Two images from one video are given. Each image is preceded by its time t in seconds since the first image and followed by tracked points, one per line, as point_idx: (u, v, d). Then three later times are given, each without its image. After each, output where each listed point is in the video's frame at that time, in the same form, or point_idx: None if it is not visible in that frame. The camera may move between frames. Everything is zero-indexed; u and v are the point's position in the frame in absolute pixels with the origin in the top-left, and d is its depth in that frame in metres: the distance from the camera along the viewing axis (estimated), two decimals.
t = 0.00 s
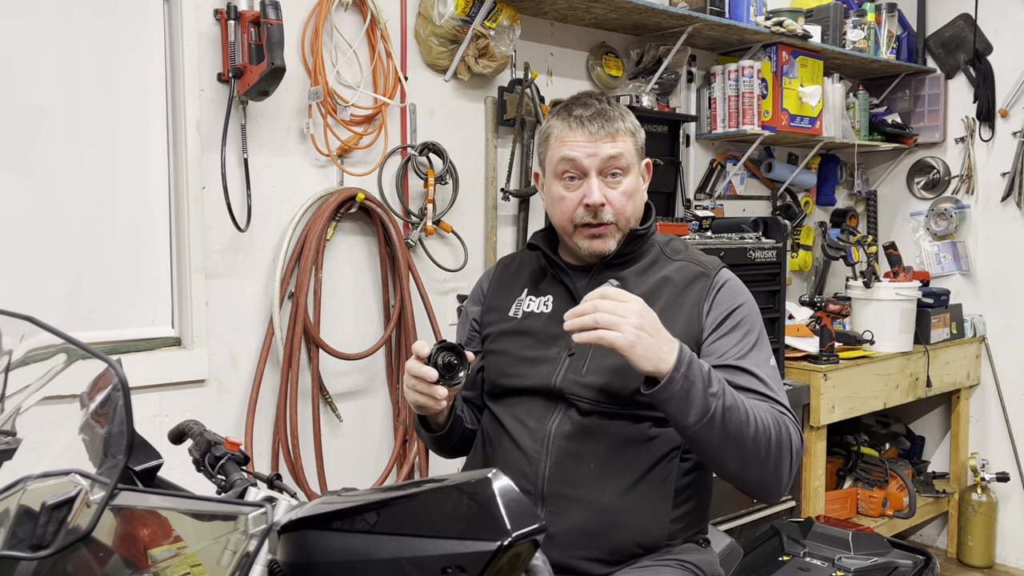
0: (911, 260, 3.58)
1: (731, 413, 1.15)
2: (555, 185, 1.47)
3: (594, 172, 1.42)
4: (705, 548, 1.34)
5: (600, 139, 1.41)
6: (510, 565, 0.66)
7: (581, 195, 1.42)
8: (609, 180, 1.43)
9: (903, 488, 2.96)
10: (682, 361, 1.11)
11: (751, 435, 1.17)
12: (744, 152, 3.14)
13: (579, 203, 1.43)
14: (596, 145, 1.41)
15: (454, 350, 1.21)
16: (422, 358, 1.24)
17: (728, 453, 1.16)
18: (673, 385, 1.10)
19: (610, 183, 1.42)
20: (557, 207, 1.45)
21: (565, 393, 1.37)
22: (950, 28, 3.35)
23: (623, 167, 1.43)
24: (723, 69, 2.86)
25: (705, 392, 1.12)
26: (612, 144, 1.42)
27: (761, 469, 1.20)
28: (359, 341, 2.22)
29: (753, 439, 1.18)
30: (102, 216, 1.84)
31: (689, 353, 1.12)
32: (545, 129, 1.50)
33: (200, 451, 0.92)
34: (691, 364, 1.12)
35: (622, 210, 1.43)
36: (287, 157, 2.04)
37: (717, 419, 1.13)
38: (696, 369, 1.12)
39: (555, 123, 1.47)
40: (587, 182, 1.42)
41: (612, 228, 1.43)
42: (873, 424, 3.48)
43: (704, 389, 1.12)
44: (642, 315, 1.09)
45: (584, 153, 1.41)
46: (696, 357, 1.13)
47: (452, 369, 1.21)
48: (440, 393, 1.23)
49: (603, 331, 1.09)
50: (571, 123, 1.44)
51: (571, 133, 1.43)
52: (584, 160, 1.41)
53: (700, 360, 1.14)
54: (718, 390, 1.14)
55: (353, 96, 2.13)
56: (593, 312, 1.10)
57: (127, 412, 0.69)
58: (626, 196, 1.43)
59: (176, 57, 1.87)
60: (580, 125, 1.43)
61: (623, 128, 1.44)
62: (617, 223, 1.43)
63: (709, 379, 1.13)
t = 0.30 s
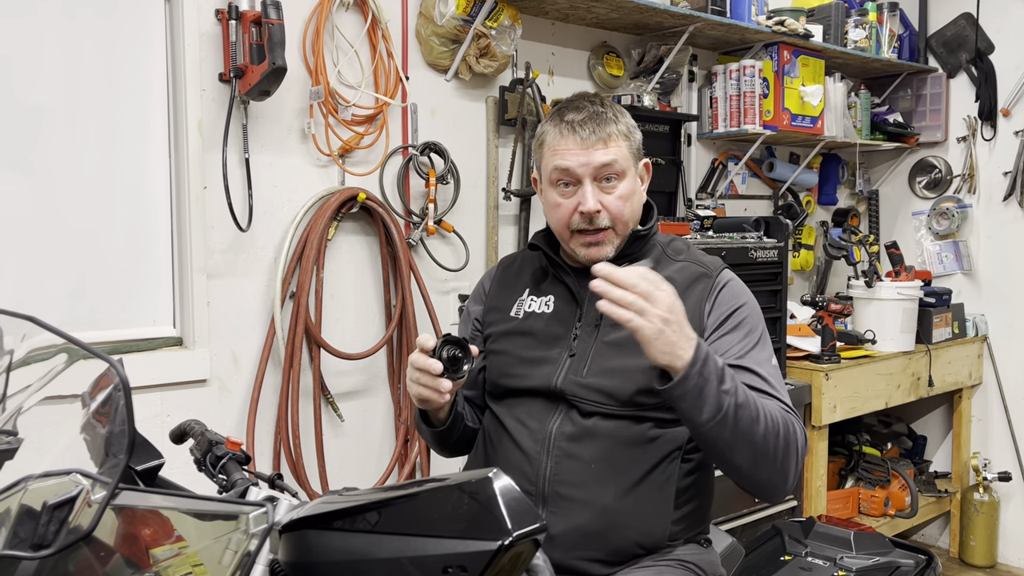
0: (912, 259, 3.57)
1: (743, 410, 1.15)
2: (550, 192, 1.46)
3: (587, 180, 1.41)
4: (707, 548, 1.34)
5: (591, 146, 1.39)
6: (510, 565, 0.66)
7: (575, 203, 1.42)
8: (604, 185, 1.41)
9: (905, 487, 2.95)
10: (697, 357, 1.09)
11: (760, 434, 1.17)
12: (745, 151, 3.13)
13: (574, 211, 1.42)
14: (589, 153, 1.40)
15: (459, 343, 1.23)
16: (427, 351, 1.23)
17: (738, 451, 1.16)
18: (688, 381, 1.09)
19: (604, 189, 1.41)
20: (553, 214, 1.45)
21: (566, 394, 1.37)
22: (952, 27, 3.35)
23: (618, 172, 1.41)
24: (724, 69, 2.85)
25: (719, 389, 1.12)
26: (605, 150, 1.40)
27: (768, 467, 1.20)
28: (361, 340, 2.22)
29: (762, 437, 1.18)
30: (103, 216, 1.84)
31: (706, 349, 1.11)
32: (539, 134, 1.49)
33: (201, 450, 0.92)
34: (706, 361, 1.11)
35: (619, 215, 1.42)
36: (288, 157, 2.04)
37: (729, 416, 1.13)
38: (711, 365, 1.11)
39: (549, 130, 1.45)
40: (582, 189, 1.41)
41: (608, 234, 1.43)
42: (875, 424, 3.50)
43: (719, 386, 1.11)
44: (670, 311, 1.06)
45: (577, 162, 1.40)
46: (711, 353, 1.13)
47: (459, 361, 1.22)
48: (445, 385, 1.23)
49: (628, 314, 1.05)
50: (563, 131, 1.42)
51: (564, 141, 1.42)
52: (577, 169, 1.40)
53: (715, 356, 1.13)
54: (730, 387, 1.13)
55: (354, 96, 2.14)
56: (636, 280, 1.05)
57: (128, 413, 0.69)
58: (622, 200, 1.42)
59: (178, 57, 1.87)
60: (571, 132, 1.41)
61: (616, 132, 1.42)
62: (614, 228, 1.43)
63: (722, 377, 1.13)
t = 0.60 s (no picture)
0: (914, 258, 3.57)
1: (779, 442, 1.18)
2: (545, 188, 1.47)
3: (580, 173, 1.41)
4: (709, 548, 1.34)
5: (583, 139, 1.40)
6: (511, 564, 0.66)
7: (568, 196, 1.42)
8: (597, 179, 1.41)
9: (907, 487, 2.95)
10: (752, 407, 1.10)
11: (789, 456, 1.21)
12: (747, 151, 3.13)
13: (566, 205, 1.42)
14: (581, 147, 1.40)
15: (459, 342, 1.21)
16: (426, 350, 1.23)
17: (769, 479, 1.18)
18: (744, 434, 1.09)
19: (597, 183, 1.41)
20: (548, 209, 1.45)
21: (567, 395, 1.37)
22: (953, 25, 3.34)
23: (611, 166, 1.41)
24: (725, 68, 2.85)
25: (762, 430, 1.13)
26: (597, 144, 1.40)
27: (790, 487, 1.23)
28: (362, 339, 2.22)
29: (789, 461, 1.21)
30: (103, 215, 1.84)
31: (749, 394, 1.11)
32: (535, 131, 1.49)
33: (201, 450, 0.92)
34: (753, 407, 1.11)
35: (612, 209, 1.41)
36: (289, 156, 2.04)
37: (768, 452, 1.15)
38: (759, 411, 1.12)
39: (543, 126, 1.46)
40: (574, 183, 1.41)
41: (601, 228, 1.41)
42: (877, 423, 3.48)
43: (762, 426, 1.13)
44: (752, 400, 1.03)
45: (569, 155, 1.40)
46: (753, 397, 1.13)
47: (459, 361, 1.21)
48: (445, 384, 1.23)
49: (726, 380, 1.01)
50: (556, 125, 1.43)
51: (556, 136, 1.42)
52: (569, 162, 1.40)
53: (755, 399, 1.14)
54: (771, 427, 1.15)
55: (355, 95, 2.14)
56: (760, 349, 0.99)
57: (128, 412, 0.69)
58: (615, 194, 1.41)
59: (178, 56, 1.87)
60: (564, 127, 1.42)
61: (610, 127, 1.42)
62: (607, 222, 1.42)
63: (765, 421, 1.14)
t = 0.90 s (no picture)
0: (916, 257, 3.56)
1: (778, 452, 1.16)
2: (548, 183, 1.47)
3: (584, 168, 1.41)
4: (711, 548, 1.34)
5: (588, 134, 1.40)
6: (512, 563, 0.65)
7: (571, 191, 1.42)
8: (600, 175, 1.41)
9: (909, 486, 2.95)
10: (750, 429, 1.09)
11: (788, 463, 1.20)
12: (749, 150, 3.12)
13: (570, 200, 1.42)
14: (585, 141, 1.40)
15: (455, 344, 1.20)
16: (422, 352, 1.24)
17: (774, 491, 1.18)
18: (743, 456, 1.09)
19: (601, 178, 1.41)
20: (551, 204, 1.45)
21: (569, 396, 1.37)
22: (955, 24, 3.34)
23: (615, 162, 1.41)
24: (727, 67, 2.84)
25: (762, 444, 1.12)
26: (602, 139, 1.40)
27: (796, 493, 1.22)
28: (363, 339, 2.22)
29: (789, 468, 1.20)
30: (104, 215, 1.84)
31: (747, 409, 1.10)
32: (540, 127, 1.49)
33: (203, 450, 0.91)
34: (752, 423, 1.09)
35: (615, 205, 1.41)
36: (290, 156, 2.04)
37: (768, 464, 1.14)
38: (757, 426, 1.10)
39: (549, 121, 1.46)
40: (578, 178, 1.41)
41: (604, 224, 1.41)
42: (879, 423, 3.46)
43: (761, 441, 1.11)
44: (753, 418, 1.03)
45: (573, 150, 1.40)
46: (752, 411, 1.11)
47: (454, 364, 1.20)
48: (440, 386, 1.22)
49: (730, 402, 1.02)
50: (561, 120, 1.43)
51: (561, 130, 1.42)
52: (574, 157, 1.40)
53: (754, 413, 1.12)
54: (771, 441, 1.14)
55: (356, 94, 2.14)
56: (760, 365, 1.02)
57: (128, 412, 0.69)
58: (619, 190, 1.41)
59: (179, 55, 1.87)
60: (569, 121, 1.42)
61: (615, 123, 1.42)
62: (610, 218, 1.41)
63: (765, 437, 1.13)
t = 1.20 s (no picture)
0: (918, 256, 3.56)
1: (754, 425, 1.14)
2: (549, 181, 1.46)
3: (585, 166, 1.41)
4: (712, 546, 1.34)
5: (589, 132, 1.39)
6: (513, 562, 0.65)
7: (572, 189, 1.42)
8: (601, 173, 1.41)
9: (911, 484, 2.95)
10: (709, 379, 1.09)
11: (773, 443, 1.17)
12: (751, 148, 3.12)
13: (570, 198, 1.42)
14: (586, 140, 1.40)
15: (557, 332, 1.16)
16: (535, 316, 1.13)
17: (748, 458, 1.15)
18: (697, 406, 1.08)
19: (602, 177, 1.41)
20: (552, 202, 1.45)
21: (570, 395, 1.37)
22: (957, 22, 3.34)
23: (616, 160, 1.41)
24: (728, 65, 2.84)
25: (728, 408, 1.11)
26: (603, 137, 1.40)
27: (776, 468, 1.18)
28: (364, 338, 2.22)
29: (773, 448, 1.17)
30: (105, 214, 1.84)
31: (711, 369, 1.11)
32: (540, 125, 1.49)
33: (204, 448, 0.92)
34: (714, 383, 1.10)
35: (616, 203, 1.41)
36: (291, 155, 2.04)
37: (740, 433, 1.12)
38: (720, 388, 1.10)
39: (549, 119, 1.45)
40: (579, 176, 1.41)
41: (605, 222, 1.41)
42: (881, 422, 3.51)
43: (727, 404, 1.11)
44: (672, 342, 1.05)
45: (575, 148, 1.40)
46: (717, 373, 1.12)
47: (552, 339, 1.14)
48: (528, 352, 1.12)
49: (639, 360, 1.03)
50: (562, 118, 1.42)
51: (562, 128, 1.42)
52: (575, 155, 1.40)
53: (721, 375, 1.13)
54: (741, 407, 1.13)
55: (357, 93, 2.14)
56: (625, 320, 1.04)
57: (128, 411, 0.69)
58: (620, 188, 1.41)
59: (180, 54, 1.87)
60: (570, 119, 1.41)
61: (616, 121, 1.42)
62: (611, 216, 1.41)
63: (732, 394, 1.12)
